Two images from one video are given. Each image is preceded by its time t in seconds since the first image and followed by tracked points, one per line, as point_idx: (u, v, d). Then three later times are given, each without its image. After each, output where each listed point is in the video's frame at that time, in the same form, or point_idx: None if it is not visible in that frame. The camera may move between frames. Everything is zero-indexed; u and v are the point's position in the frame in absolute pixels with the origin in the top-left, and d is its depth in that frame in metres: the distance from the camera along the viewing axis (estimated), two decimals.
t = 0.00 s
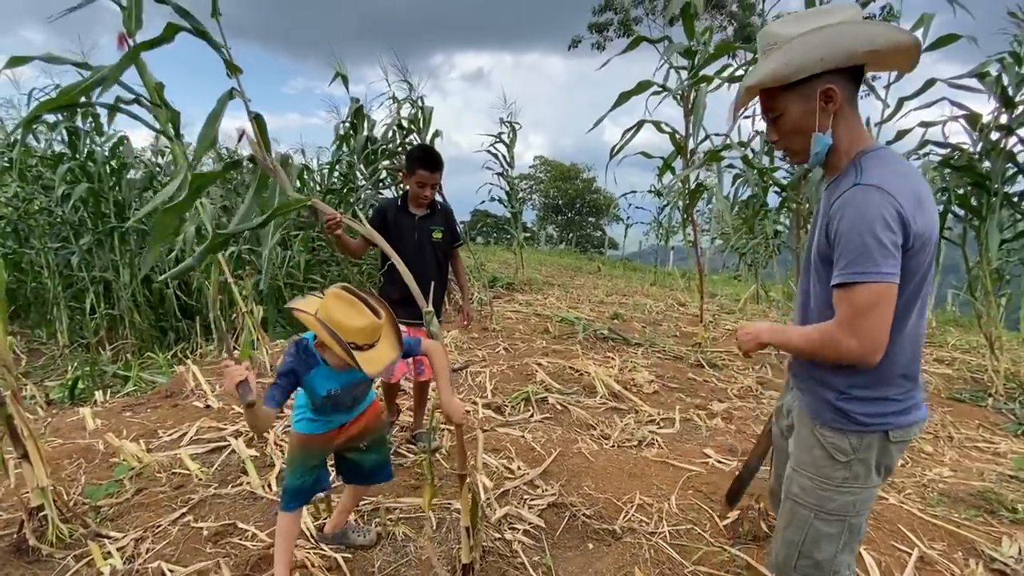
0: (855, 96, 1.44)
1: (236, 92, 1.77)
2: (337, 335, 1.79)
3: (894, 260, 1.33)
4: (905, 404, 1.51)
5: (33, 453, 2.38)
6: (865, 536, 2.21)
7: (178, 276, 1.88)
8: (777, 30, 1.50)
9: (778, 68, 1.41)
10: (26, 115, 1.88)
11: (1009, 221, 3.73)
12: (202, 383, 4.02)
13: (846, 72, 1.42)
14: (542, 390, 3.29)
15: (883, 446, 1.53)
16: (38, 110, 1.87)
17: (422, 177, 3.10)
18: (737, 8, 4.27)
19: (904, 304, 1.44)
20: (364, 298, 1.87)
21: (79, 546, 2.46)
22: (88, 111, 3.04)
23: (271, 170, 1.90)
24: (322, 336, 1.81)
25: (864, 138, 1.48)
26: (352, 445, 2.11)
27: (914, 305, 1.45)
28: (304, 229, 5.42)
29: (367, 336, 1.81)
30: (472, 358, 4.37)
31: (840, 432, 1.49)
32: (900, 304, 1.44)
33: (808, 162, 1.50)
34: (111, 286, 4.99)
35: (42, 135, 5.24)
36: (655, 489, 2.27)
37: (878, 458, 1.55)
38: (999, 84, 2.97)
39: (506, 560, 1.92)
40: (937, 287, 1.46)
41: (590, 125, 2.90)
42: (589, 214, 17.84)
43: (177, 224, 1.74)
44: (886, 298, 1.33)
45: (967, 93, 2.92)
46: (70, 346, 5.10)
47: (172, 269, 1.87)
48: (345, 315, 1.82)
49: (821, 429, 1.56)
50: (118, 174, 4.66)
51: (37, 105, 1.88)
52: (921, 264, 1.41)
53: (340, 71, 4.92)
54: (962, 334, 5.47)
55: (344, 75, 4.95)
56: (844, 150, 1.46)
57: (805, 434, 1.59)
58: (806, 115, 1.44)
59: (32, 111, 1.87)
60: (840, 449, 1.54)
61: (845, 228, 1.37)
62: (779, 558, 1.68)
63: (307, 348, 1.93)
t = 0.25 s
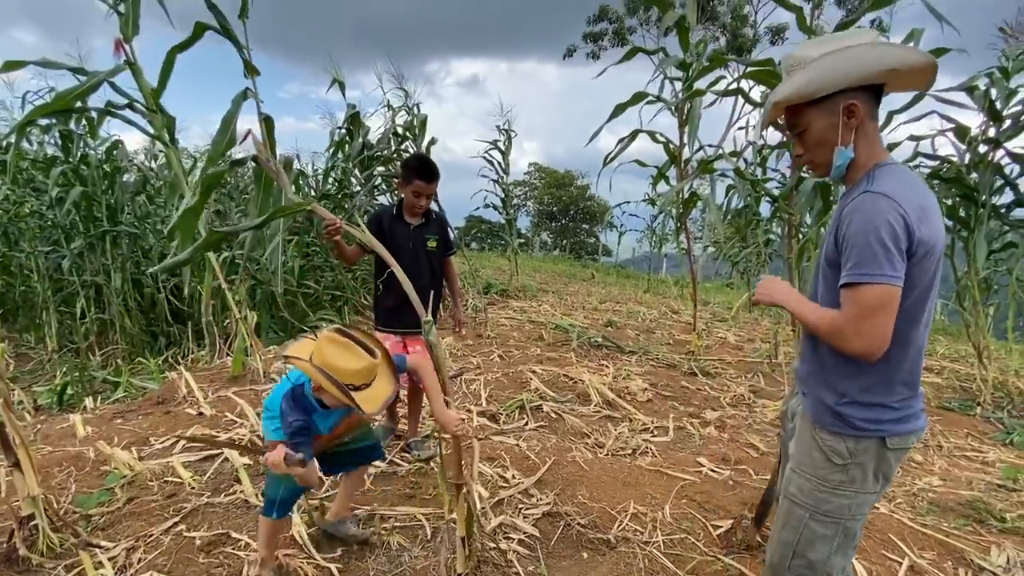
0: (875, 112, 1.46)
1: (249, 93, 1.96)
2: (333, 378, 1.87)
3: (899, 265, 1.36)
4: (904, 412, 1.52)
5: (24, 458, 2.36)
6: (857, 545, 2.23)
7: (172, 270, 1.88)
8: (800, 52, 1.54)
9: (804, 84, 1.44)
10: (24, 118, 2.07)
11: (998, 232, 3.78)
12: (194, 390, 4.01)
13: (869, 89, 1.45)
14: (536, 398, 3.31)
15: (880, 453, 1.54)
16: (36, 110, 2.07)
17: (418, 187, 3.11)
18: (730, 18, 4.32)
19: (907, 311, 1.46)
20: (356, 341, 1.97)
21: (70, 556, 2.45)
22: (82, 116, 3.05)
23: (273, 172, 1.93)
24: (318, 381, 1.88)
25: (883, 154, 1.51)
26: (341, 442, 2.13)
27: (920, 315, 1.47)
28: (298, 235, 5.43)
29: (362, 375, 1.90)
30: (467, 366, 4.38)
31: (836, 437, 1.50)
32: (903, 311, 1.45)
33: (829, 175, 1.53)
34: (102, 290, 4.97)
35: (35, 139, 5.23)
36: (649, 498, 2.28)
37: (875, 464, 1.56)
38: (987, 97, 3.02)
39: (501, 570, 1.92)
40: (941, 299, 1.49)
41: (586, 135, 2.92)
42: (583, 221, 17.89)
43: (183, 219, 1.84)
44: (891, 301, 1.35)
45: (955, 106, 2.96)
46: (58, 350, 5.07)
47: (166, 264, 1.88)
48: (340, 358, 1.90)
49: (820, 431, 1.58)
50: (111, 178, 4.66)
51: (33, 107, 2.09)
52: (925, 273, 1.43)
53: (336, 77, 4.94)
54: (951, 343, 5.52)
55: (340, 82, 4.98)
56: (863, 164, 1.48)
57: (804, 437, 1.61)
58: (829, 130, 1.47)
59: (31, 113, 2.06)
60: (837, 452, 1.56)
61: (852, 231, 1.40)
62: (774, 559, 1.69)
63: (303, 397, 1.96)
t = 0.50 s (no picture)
0: (895, 137, 1.50)
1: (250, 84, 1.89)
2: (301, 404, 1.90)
3: (895, 277, 1.40)
4: (895, 424, 1.55)
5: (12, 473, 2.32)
6: (845, 556, 2.26)
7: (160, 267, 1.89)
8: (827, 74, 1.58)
9: (830, 105, 1.47)
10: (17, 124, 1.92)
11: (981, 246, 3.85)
12: (184, 400, 4.00)
13: (891, 115, 1.49)
14: (529, 409, 3.33)
15: (870, 462, 1.57)
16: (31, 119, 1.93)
17: (411, 200, 3.14)
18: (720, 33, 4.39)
19: (903, 326, 1.49)
20: (325, 361, 1.99)
21: (59, 569, 2.44)
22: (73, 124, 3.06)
23: (270, 169, 1.95)
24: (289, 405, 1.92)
25: (898, 177, 1.54)
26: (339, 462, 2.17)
27: (918, 331, 1.50)
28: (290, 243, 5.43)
29: (330, 399, 1.93)
30: (459, 376, 4.39)
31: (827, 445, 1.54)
32: (897, 325, 1.49)
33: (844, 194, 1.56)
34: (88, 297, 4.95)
35: (25, 144, 5.21)
36: (641, 509, 2.31)
37: (864, 472, 1.59)
38: (970, 115, 3.08)
39: None
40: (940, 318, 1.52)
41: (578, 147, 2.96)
42: (573, 230, 17.97)
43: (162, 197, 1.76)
44: (884, 311, 1.39)
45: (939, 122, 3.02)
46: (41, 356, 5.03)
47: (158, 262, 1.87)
48: (308, 381, 1.93)
49: (813, 437, 1.62)
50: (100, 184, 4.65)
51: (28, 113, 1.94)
52: (924, 290, 1.46)
53: (331, 85, 4.97)
54: (937, 355, 5.59)
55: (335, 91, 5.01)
56: (878, 185, 1.51)
57: (797, 442, 1.65)
58: (850, 150, 1.50)
59: (26, 119, 1.92)
60: (827, 458, 1.59)
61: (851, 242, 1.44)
62: (762, 560, 1.72)
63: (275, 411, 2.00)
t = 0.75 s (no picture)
0: (896, 157, 1.55)
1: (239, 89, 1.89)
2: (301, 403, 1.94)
3: (904, 292, 1.44)
4: (888, 432, 1.58)
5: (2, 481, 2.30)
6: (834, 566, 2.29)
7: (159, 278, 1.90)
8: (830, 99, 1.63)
9: (834, 127, 1.51)
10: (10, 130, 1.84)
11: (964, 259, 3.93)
12: (174, 409, 3.99)
13: (893, 136, 1.54)
14: (522, 418, 3.35)
15: (853, 463, 1.61)
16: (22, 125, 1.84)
17: (406, 212, 3.17)
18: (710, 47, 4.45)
19: (905, 340, 1.53)
20: (324, 362, 2.03)
21: None
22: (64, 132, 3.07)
23: (263, 174, 1.95)
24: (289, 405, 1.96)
25: (899, 195, 1.58)
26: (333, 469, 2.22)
27: (917, 345, 1.55)
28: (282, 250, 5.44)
29: (330, 396, 1.97)
30: (452, 385, 4.41)
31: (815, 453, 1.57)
32: (901, 339, 1.53)
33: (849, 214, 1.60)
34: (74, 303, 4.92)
35: (14, 150, 5.16)
36: (634, 519, 2.33)
37: (843, 473, 1.62)
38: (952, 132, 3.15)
39: None
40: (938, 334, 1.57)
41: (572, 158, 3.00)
42: (565, 239, 18.05)
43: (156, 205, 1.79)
44: (893, 324, 1.43)
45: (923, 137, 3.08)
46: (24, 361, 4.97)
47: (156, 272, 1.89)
48: (308, 381, 1.97)
49: (803, 433, 1.65)
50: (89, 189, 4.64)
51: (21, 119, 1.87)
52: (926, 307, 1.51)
53: (325, 94, 5.00)
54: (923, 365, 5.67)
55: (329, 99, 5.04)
56: (882, 203, 1.55)
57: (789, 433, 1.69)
58: (854, 170, 1.54)
59: (19, 125, 1.85)
60: (812, 452, 1.63)
61: (861, 255, 1.48)
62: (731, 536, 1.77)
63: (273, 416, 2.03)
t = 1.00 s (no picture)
0: (892, 186, 1.60)
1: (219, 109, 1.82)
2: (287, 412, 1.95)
3: (896, 317, 1.48)
4: (877, 451, 1.62)
5: None
6: None
7: (153, 299, 1.98)
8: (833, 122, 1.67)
9: (835, 153, 1.56)
10: None
11: (943, 273, 4.01)
12: (160, 423, 3.96)
13: (891, 165, 1.59)
14: (513, 431, 3.37)
15: (841, 479, 1.65)
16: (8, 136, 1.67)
17: (401, 227, 3.19)
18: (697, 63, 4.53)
19: (897, 363, 1.58)
20: (308, 369, 2.03)
21: None
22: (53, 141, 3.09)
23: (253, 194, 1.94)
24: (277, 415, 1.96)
25: (893, 223, 1.64)
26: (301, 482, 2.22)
27: (907, 367, 1.60)
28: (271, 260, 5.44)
29: (318, 403, 1.98)
30: (443, 398, 4.42)
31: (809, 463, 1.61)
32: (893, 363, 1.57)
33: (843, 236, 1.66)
34: (55, 313, 4.88)
35: None
36: (626, 533, 2.36)
37: (834, 488, 1.66)
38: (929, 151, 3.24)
39: None
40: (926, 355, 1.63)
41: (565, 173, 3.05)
42: (553, 249, 18.15)
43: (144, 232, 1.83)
44: (889, 349, 1.47)
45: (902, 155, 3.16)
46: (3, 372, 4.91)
47: (151, 292, 1.96)
48: (293, 390, 1.98)
49: (793, 449, 1.70)
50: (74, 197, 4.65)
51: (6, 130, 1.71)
52: (916, 332, 1.56)
53: (317, 106, 5.02)
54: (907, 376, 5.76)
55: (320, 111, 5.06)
56: (876, 229, 1.60)
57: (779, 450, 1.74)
58: (851, 195, 1.59)
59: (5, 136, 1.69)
60: (801, 468, 1.68)
61: (854, 282, 1.52)
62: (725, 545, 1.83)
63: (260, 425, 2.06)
